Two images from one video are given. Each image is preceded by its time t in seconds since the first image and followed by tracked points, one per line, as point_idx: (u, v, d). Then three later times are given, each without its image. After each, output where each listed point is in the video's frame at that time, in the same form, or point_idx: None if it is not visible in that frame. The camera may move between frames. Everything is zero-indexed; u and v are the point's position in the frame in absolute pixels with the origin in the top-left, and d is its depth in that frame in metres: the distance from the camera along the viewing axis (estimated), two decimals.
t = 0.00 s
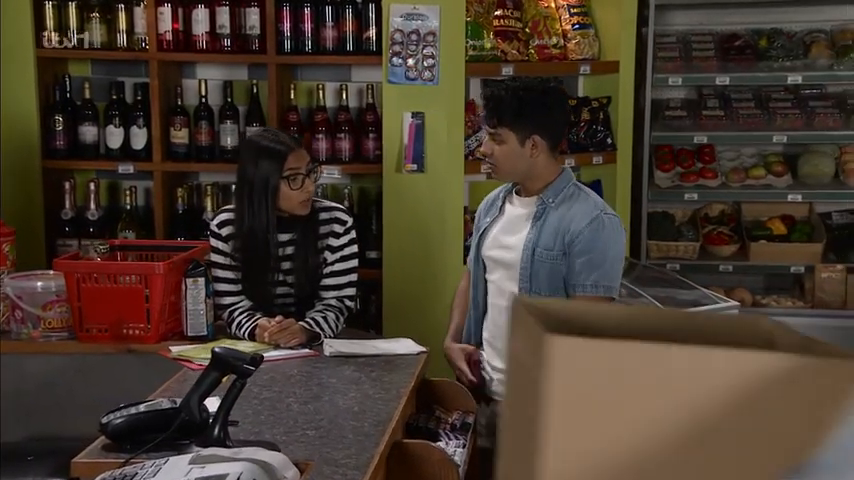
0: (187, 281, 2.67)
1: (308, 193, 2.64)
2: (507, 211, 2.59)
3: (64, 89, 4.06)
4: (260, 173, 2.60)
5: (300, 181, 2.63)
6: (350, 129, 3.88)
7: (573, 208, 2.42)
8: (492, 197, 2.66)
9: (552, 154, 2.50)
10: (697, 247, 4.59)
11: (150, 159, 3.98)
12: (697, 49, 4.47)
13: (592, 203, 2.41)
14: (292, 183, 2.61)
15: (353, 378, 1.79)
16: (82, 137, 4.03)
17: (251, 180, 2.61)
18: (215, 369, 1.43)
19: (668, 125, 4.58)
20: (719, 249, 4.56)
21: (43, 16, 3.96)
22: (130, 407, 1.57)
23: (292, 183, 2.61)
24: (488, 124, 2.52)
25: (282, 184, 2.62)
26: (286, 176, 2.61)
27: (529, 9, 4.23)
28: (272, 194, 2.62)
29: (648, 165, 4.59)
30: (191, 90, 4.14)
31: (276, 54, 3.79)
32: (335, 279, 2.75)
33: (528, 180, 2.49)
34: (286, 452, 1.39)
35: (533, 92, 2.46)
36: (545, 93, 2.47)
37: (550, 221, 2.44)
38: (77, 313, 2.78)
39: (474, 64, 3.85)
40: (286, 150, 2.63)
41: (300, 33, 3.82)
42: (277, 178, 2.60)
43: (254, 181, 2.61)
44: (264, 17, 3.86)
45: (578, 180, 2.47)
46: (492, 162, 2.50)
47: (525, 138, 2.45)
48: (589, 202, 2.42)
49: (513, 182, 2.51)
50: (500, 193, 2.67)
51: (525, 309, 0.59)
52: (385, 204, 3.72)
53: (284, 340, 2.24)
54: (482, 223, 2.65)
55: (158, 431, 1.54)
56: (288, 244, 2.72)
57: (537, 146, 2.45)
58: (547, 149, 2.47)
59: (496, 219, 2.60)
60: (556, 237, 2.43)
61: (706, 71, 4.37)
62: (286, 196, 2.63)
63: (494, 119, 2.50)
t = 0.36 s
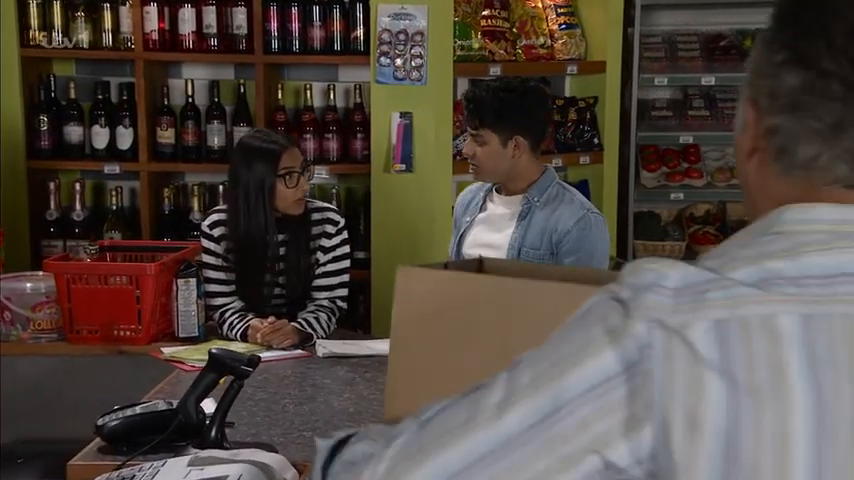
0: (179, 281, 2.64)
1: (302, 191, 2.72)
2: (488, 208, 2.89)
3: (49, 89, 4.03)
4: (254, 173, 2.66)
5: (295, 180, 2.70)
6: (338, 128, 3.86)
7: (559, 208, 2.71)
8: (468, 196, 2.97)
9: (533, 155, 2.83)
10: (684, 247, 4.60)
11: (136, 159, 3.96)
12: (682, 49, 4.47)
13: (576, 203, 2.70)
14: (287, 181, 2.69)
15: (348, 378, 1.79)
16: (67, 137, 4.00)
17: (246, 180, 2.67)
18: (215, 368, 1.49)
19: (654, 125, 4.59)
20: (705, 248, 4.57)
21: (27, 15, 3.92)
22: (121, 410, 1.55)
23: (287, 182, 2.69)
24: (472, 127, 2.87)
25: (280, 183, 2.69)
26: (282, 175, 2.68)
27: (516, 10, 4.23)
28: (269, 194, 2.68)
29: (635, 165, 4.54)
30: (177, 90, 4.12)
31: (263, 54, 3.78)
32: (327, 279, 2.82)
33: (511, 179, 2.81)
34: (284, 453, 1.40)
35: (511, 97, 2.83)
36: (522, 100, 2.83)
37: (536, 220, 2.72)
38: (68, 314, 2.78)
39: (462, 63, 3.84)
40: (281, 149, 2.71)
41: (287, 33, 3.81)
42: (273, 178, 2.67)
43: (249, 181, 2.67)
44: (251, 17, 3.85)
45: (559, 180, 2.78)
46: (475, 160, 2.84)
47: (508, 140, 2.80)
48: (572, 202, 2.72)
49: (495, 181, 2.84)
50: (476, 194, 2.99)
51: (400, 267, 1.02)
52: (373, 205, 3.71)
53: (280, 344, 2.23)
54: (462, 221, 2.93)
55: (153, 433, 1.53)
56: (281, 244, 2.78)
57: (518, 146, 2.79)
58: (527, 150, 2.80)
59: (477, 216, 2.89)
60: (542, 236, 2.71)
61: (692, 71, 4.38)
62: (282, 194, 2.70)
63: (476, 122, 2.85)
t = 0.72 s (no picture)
0: (166, 282, 2.61)
1: (293, 191, 2.71)
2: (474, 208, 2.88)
3: (31, 89, 3.99)
4: (245, 174, 2.66)
5: (287, 178, 2.70)
6: (323, 129, 3.85)
7: (547, 203, 2.76)
8: (454, 194, 2.95)
9: (516, 150, 2.85)
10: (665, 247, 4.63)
11: (120, 159, 3.93)
12: (666, 49, 4.47)
13: (564, 198, 2.76)
14: (279, 180, 2.68)
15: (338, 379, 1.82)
16: (49, 137, 3.97)
17: (237, 180, 2.66)
18: (207, 368, 1.48)
19: (638, 125, 4.59)
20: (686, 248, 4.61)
21: (9, 14, 3.88)
22: (116, 411, 1.56)
23: (279, 181, 2.68)
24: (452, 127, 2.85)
25: (270, 183, 2.68)
26: (273, 174, 2.68)
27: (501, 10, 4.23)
28: (260, 194, 2.67)
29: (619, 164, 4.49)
30: (160, 90, 4.09)
31: (248, 54, 3.76)
32: (317, 280, 2.82)
33: (495, 177, 2.85)
34: (278, 455, 1.43)
35: (491, 95, 2.81)
36: (502, 98, 2.82)
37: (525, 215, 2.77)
38: (55, 316, 2.77)
39: (448, 64, 3.84)
40: (272, 149, 2.70)
41: (272, 32, 3.79)
42: (264, 179, 2.66)
43: (240, 181, 2.66)
44: (236, 17, 3.83)
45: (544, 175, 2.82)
46: (460, 161, 2.83)
47: (491, 137, 2.80)
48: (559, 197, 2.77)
49: (482, 178, 2.85)
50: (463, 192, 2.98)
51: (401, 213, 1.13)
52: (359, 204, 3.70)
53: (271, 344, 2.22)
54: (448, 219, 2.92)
55: (148, 435, 1.54)
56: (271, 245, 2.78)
57: (502, 142, 2.80)
58: (511, 145, 2.82)
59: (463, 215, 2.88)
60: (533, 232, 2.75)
61: (676, 72, 4.38)
62: (273, 195, 2.69)
63: (457, 122, 2.84)
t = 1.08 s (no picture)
0: (155, 283, 2.60)
1: (281, 192, 2.70)
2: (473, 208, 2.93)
3: (13, 88, 3.96)
4: (233, 174, 2.65)
5: (275, 179, 2.69)
6: (309, 129, 3.84)
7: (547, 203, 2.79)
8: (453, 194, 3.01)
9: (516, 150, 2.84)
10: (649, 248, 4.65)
11: (103, 159, 3.90)
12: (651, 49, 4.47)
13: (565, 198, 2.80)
14: (267, 181, 2.67)
15: (329, 380, 1.86)
16: (32, 137, 3.93)
17: (225, 181, 2.65)
18: (201, 370, 1.51)
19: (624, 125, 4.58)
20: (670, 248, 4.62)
21: None
22: (108, 414, 1.55)
23: (267, 182, 2.67)
24: (448, 146, 2.79)
25: (256, 184, 2.67)
26: (261, 175, 2.66)
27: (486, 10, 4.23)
28: (247, 194, 2.66)
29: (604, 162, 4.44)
30: (144, 89, 4.07)
31: (234, 53, 3.75)
32: (306, 280, 2.81)
33: (502, 180, 2.83)
34: (272, 455, 1.46)
35: (478, 103, 2.77)
36: (489, 101, 2.79)
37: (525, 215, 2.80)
38: (41, 318, 2.74)
39: (435, 64, 3.84)
40: (259, 150, 2.68)
41: (257, 32, 3.78)
42: (252, 179, 2.65)
43: (228, 181, 2.65)
44: (221, 16, 3.81)
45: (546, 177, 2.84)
46: (468, 177, 2.79)
47: (492, 143, 2.77)
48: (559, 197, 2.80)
49: (491, 185, 2.83)
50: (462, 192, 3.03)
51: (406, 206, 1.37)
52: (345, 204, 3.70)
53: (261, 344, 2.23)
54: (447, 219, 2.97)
55: (141, 437, 1.54)
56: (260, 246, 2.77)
57: (503, 145, 2.78)
58: (510, 146, 2.81)
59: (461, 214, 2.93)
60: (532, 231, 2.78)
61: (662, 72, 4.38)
62: (261, 195, 2.68)
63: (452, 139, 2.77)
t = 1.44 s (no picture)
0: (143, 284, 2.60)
1: (268, 194, 2.69)
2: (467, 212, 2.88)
3: None
4: (220, 174, 2.64)
5: (262, 181, 2.68)
6: (295, 129, 3.83)
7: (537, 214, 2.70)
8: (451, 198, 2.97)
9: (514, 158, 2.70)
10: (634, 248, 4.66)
11: (87, 161, 3.87)
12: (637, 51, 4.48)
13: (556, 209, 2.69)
14: (253, 182, 2.67)
15: (320, 381, 1.87)
16: (16, 138, 3.90)
17: (212, 181, 2.64)
18: (193, 373, 1.49)
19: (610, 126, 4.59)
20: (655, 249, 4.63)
21: None
22: (100, 416, 1.56)
23: (253, 183, 2.66)
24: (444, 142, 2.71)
25: (243, 183, 2.66)
26: (247, 176, 2.66)
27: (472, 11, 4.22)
28: (234, 195, 2.65)
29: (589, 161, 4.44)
30: (129, 90, 4.06)
31: (220, 54, 3.75)
32: (296, 282, 2.80)
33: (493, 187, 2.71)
34: (265, 457, 1.46)
35: (482, 104, 2.65)
36: (494, 104, 2.66)
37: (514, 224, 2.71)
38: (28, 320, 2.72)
39: (421, 65, 3.84)
40: (247, 151, 2.67)
41: (244, 33, 3.76)
42: (239, 180, 2.65)
43: (215, 181, 2.65)
44: (207, 16, 3.80)
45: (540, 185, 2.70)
46: (459, 176, 2.70)
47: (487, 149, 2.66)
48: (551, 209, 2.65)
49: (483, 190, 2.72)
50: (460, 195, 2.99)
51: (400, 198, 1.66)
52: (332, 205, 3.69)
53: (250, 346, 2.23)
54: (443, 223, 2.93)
55: (134, 438, 1.55)
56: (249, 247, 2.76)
57: (499, 153, 2.66)
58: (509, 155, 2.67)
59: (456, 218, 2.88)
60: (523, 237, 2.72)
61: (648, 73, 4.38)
62: (248, 196, 2.67)
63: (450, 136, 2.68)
